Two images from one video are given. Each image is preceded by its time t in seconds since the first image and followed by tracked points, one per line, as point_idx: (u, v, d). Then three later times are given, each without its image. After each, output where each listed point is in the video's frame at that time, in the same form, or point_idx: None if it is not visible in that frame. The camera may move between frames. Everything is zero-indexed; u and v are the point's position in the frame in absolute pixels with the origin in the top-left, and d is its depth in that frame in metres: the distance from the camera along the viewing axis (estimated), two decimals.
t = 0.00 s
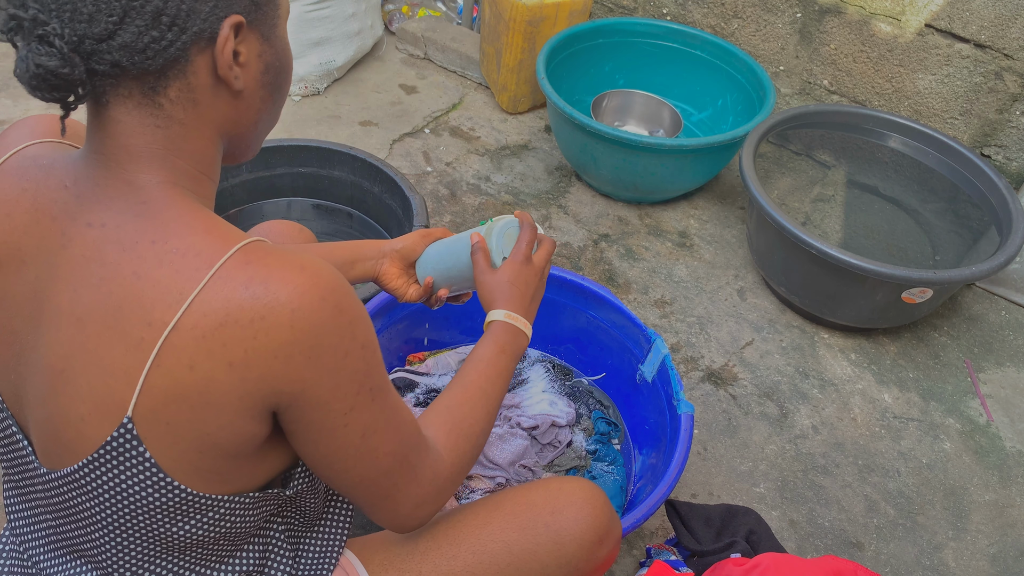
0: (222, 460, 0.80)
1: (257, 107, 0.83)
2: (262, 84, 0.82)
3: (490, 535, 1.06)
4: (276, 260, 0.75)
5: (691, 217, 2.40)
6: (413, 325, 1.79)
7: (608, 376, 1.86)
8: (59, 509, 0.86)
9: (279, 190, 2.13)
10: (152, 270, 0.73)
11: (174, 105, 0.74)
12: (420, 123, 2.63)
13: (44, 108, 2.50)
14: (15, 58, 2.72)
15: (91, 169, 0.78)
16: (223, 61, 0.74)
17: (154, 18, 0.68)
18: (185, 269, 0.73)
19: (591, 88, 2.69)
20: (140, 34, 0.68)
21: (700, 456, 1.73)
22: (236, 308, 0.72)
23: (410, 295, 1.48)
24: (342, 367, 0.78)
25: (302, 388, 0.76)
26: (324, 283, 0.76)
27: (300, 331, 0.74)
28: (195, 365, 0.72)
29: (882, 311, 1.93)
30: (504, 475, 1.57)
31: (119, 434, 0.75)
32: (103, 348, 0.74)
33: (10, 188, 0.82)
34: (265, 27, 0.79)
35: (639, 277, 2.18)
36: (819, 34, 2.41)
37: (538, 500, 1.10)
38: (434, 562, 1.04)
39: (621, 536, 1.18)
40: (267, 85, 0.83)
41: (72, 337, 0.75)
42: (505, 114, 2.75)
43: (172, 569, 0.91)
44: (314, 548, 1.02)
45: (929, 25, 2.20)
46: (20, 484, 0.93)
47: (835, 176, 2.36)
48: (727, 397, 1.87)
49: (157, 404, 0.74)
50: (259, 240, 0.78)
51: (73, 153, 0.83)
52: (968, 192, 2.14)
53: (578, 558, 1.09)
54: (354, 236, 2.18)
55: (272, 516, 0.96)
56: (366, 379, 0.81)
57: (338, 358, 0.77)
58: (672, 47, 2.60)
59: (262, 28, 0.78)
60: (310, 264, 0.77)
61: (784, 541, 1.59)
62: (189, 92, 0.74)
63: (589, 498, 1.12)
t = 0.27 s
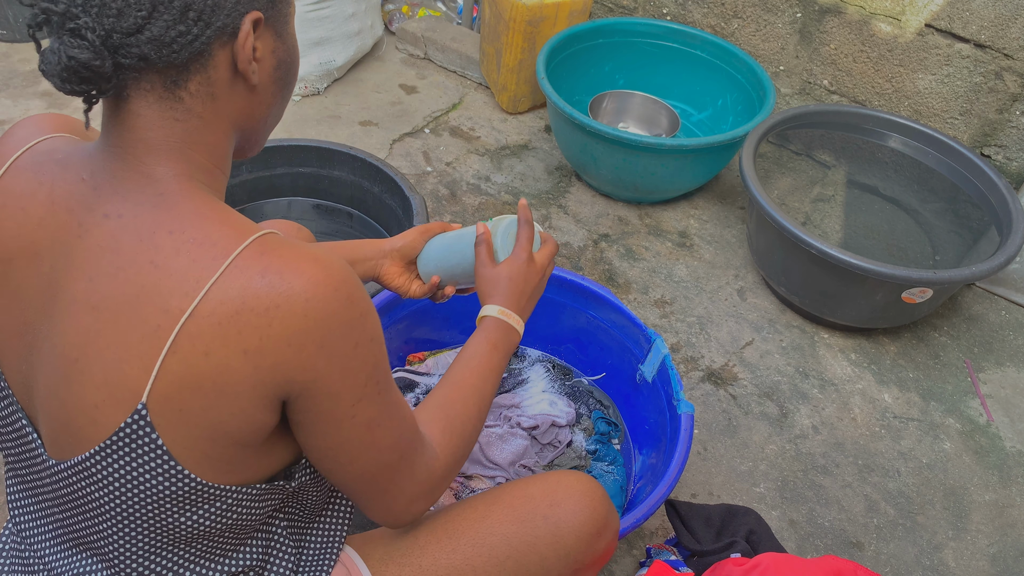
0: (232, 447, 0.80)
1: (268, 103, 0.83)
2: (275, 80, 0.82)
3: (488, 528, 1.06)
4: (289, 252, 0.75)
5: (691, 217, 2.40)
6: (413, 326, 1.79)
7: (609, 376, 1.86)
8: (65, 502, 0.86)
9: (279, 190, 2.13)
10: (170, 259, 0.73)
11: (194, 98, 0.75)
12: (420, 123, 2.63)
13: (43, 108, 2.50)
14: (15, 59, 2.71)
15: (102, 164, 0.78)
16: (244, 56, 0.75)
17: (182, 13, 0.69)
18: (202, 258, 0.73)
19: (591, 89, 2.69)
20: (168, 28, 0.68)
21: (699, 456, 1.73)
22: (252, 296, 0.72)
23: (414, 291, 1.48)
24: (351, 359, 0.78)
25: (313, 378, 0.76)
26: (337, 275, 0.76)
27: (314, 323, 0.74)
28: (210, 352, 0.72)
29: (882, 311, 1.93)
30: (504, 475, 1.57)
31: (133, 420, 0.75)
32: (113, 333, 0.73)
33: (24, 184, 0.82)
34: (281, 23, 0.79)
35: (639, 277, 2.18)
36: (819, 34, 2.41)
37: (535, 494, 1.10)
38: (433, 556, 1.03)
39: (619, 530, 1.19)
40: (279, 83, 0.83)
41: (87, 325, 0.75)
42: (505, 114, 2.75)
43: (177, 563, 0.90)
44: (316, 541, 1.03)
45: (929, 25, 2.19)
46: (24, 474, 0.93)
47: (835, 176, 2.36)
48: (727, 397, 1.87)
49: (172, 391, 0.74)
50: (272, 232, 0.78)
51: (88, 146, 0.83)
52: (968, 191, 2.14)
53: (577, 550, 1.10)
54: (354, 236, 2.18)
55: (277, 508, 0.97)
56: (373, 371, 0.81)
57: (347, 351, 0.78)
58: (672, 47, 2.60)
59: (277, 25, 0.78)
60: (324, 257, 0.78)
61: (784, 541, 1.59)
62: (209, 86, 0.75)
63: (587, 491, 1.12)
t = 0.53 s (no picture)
0: (285, 414, 0.81)
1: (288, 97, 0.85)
2: (297, 75, 0.84)
3: (488, 523, 1.06)
4: (336, 229, 0.78)
5: (691, 217, 2.40)
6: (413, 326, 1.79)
7: (609, 376, 1.86)
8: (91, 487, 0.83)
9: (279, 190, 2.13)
10: (223, 238, 0.74)
11: (228, 94, 0.76)
12: (420, 123, 2.63)
13: (43, 108, 2.50)
14: (15, 59, 2.71)
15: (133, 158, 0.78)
16: (273, 54, 0.77)
17: (220, 16, 0.70)
18: (258, 235, 0.74)
19: (591, 89, 2.69)
20: (208, 31, 0.70)
21: (699, 456, 1.73)
22: (314, 267, 0.75)
23: (435, 222, 1.34)
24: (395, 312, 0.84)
25: (363, 336, 0.82)
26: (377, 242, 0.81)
27: (368, 286, 0.78)
28: (275, 321, 0.74)
29: (882, 312, 1.93)
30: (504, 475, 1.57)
31: (192, 392, 0.75)
32: (156, 317, 0.73)
33: (61, 174, 0.81)
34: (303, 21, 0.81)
35: (639, 277, 2.18)
36: (819, 34, 2.41)
37: (534, 487, 1.11)
38: (434, 551, 1.03)
39: (616, 527, 1.20)
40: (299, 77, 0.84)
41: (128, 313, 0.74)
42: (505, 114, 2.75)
43: (207, 546, 0.89)
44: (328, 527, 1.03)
45: (929, 25, 2.19)
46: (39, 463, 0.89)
47: (835, 176, 2.36)
48: (727, 397, 1.87)
49: (233, 366, 0.74)
50: (311, 212, 0.80)
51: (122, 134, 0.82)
52: (967, 191, 2.14)
53: (576, 542, 1.10)
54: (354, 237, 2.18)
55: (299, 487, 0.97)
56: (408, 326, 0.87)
57: (393, 307, 0.83)
58: (672, 47, 2.60)
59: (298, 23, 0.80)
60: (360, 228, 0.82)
61: (784, 541, 1.59)
62: (241, 83, 0.76)
63: (585, 483, 1.13)
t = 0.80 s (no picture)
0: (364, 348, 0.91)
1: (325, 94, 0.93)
2: (332, 78, 0.92)
3: (492, 518, 1.07)
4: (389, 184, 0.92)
5: (691, 217, 2.40)
6: (413, 326, 1.79)
7: (609, 376, 1.86)
8: (163, 437, 0.84)
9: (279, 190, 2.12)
10: (313, 198, 0.83)
11: (270, 94, 0.84)
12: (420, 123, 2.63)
13: (43, 108, 2.50)
14: (15, 59, 2.71)
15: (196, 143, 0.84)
16: (309, 60, 0.84)
17: (263, 31, 0.78)
18: (343, 193, 0.85)
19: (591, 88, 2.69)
20: (250, 44, 0.77)
21: (700, 456, 1.73)
22: (394, 212, 0.89)
23: (429, 175, 1.41)
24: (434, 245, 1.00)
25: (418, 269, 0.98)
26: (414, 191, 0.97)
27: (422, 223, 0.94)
28: (372, 258, 0.87)
29: (882, 312, 1.93)
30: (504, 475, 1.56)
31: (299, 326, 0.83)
32: (241, 275, 0.80)
33: (130, 158, 0.84)
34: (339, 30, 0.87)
35: (638, 277, 2.18)
36: (819, 34, 2.41)
37: (538, 483, 1.11)
38: (438, 545, 1.03)
39: (620, 524, 1.19)
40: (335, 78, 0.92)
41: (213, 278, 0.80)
42: (505, 114, 2.75)
43: (267, 490, 0.93)
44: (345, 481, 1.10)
45: (929, 25, 2.19)
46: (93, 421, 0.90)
47: (835, 176, 2.36)
48: (727, 397, 1.87)
49: (335, 305, 0.84)
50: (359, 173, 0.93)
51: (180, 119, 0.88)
52: (967, 191, 2.14)
53: (580, 540, 1.10)
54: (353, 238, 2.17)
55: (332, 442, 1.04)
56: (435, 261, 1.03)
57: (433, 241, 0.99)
58: (672, 47, 2.60)
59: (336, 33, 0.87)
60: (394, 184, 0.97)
61: (784, 541, 1.59)
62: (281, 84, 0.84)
63: (588, 482, 1.13)
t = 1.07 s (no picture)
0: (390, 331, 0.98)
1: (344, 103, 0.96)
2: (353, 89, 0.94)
3: (494, 510, 1.07)
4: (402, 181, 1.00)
5: (691, 217, 2.40)
6: (413, 326, 1.79)
7: (609, 376, 1.86)
8: (207, 419, 0.86)
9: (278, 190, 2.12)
10: (352, 193, 0.89)
11: (294, 105, 0.86)
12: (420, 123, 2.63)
13: (43, 108, 2.50)
14: (15, 59, 2.71)
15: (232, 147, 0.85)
16: (331, 74, 0.86)
17: (287, 49, 0.79)
18: (376, 188, 0.92)
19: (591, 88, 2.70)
20: (274, 61, 0.79)
21: (700, 456, 1.73)
22: (415, 208, 0.97)
23: (417, 154, 1.50)
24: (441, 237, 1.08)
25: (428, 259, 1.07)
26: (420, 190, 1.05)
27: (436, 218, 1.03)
28: (402, 249, 0.95)
29: (882, 311, 1.93)
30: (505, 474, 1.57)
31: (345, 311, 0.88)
32: (286, 265, 0.83)
33: (169, 163, 0.84)
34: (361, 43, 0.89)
35: (639, 277, 2.18)
36: (819, 34, 2.41)
37: (540, 477, 1.11)
38: (442, 537, 1.04)
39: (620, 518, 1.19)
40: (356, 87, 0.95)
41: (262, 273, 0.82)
42: (505, 114, 2.75)
43: (297, 473, 0.96)
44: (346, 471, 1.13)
45: (929, 25, 2.19)
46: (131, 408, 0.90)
47: (835, 176, 2.36)
48: (727, 397, 1.87)
49: (373, 293, 0.91)
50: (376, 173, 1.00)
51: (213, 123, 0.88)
52: (967, 191, 2.14)
53: (582, 532, 1.10)
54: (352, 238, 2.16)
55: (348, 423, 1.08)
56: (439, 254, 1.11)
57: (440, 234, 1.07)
58: (672, 47, 2.60)
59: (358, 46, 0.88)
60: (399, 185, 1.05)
61: (784, 541, 1.59)
62: (305, 96, 0.87)
63: (590, 475, 1.13)
